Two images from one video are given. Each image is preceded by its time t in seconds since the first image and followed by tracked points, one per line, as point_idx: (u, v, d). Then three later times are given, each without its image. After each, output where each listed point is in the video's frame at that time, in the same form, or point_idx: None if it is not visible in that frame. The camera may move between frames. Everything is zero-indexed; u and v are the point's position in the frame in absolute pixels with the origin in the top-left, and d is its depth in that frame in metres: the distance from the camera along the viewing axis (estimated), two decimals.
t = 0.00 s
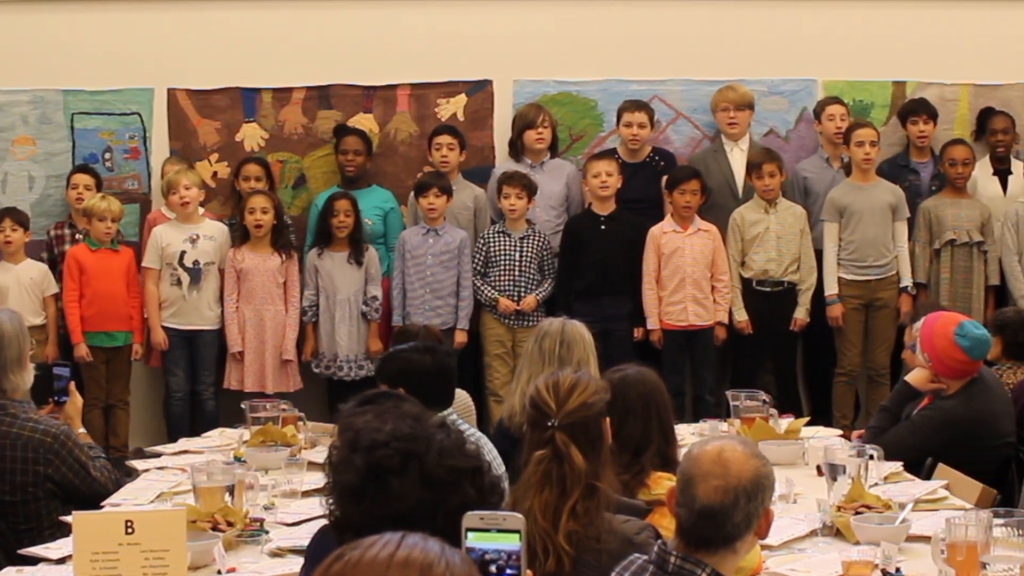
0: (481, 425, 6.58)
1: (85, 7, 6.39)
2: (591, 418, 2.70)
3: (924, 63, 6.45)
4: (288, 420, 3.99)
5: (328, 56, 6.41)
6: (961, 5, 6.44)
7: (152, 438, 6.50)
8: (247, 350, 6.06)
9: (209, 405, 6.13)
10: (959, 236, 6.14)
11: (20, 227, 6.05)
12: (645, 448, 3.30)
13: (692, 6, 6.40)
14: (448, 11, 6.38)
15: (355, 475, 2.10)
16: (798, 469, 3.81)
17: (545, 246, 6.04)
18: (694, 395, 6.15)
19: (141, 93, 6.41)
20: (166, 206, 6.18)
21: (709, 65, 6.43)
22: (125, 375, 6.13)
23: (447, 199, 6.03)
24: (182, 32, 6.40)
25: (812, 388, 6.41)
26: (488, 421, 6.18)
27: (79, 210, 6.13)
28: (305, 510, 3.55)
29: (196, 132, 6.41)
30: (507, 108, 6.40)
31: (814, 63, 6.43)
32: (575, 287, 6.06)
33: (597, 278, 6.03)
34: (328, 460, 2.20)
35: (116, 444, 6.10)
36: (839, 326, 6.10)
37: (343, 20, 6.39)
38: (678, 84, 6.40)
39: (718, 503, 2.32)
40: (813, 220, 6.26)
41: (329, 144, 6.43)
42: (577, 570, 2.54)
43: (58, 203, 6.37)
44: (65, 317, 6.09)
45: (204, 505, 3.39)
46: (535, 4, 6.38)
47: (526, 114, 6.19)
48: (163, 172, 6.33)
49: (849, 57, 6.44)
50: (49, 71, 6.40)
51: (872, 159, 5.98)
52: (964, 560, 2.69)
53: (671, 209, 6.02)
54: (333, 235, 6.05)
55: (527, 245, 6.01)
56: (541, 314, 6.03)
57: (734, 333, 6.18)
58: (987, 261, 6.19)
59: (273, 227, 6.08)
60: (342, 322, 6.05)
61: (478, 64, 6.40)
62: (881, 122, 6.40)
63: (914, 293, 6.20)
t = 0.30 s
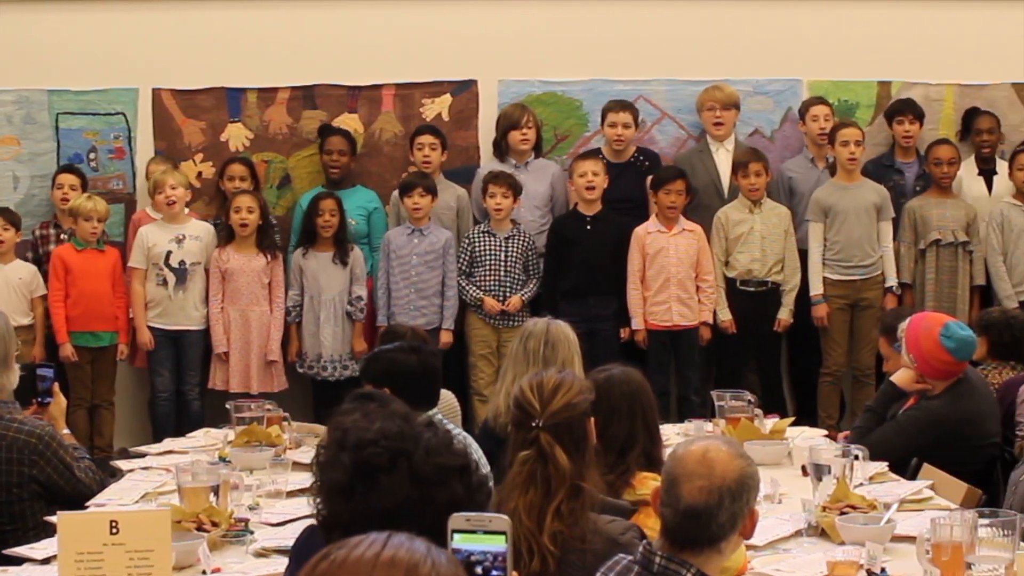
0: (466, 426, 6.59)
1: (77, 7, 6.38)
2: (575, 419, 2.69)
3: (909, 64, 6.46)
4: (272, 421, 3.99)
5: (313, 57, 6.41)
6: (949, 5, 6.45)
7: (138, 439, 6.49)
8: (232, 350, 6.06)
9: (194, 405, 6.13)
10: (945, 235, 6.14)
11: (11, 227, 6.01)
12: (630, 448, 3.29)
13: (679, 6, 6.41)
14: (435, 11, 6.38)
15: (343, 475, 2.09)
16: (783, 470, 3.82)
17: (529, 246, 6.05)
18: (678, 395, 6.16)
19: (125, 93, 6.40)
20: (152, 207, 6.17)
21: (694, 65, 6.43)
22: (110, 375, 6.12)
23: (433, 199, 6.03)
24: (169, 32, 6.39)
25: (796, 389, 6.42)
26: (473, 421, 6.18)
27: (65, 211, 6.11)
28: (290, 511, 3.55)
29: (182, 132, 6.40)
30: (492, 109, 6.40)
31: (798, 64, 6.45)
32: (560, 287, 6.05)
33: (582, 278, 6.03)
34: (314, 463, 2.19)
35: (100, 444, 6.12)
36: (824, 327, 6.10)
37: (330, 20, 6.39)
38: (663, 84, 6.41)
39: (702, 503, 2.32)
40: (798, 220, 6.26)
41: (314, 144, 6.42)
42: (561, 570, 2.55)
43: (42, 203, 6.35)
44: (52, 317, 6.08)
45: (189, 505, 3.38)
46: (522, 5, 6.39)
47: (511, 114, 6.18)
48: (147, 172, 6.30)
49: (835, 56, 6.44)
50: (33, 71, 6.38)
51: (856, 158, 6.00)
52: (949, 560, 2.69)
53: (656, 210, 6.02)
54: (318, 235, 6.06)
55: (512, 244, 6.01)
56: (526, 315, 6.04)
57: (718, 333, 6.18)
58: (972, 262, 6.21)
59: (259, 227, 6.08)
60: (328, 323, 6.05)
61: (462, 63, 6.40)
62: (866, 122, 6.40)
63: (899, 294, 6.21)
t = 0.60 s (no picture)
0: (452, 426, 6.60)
1: (71, 6, 6.37)
2: (560, 419, 2.69)
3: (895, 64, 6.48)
4: (258, 420, 3.99)
5: (298, 57, 6.40)
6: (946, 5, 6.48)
7: (123, 440, 6.48)
8: (217, 350, 6.06)
9: (179, 405, 6.13)
10: (930, 236, 6.14)
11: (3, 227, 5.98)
12: (615, 448, 3.29)
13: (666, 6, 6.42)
14: (421, 11, 6.38)
15: (317, 449, 2.13)
16: (768, 470, 3.81)
17: (514, 245, 6.06)
18: (664, 395, 6.16)
19: (110, 93, 6.39)
20: (138, 207, 6.17)
21: (680, 65, 6.43)
22: (95, 375, 6.11)
23: (417, 198, 6.01)
24: (156, 31, 6.38)
25: (781, 389, 6.44)
26: (458, 421, 6.18)
27: (51, 211, 6.09)
28: (274, 511, 3.55)
29: (166, 132, 6.40)
30: (476, 109, 6.41)
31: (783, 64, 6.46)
32: (545, 287, 6.06)
33: (568, 278, 6.04)
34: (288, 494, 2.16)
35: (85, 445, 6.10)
36: (810, 326, 6.11)
37: (316, 20, 6.39)
38: (648, 84, 6.42)
39: (687, 503, 2.31)
40: (783, 220, 6.27)
41: (298, 144, 6.42)
42: (546, 571, 2.54)
43: (27, 203, 6.32)
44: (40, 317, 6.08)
45: (173, 505, 3.38)
46: (509, 5, 6.39)
47: (497, 114, 6.19)
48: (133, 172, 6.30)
49: (822, 55, 6.46)
50: (17, 70, 6.37)
51: (842, 158, 6.01)
52: (934, 560, 2.69)
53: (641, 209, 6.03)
54: (308, 234, 6.06)
55: (497, 244, 6.02)
56: (510, 316, 6.05)
57: (703, 332, 6.19)
58: (957, 262, 6.23)
59: (245, 227, 6.09)
60: (315, 323, 6.06)
61: (447, 63, 6.40)
62: (851, 122, 6.41)
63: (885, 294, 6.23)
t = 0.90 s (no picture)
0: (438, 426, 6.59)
1: (73, 6, 6.37)
2: (545, 419, 2.69)
3: (879, 63, 6.50)
4: (243, 421, 3.98)
5: (283, 57, 6.40)
6: (948, 5, 6.50)
7: (109, 440, 6.47)
8: (201, 352, 6.06)
9: (165, 405, 6.13)
10: (916, 235, 6.16)
11: None
12: (600, 448, 3.27)
13: (652, 6, 6.43)
14: (406, 11, 6.39)
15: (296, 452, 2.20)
16: (754, 470, 3.81)
17: (499, 246, 6.06)
18: (649, 395, 6.17)
19: (95, 93, 6.38)
20: (124, 207, 6.17)
21: (664, 65, 6.44)
22: (81, 375, 6.11)
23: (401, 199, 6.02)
24: (141, 32, 6.38)
25: (766, 389, 6.45)
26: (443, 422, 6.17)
27: (36, 211, 6.09)
28: (259, 511, 3.55)
29: (151, 132, 6.39)
30: (461, 109, 6.40)
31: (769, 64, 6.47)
32: (530, 287, 6.05)
33: (553, 278, 6.03)
34: (270, 500, 2.20)
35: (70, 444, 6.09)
36: (795, 326, 6.12)
37: (301, 20, 6.39)
38: (632, 84, 6.42)
39: (673, 503, 2.31)
40: (768, 221, 6.29)
41: (283, 144, 6.41)
42: (531, 571, 2.53)
43: (11, 203, 6.33)
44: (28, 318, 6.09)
45: (158, 505, 3.38)
46: (495, 4, 6.40)
47: (481, 114, 6.19)
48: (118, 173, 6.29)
49: (805, 53, 6.48)
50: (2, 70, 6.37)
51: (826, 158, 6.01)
52: (920, 561, 2.69)
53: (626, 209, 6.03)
54: (296, 234, 6.07)
55: (482, 245, 6.03)
56: (495, 316, 6.05)
57: (687, 332, 6.20)
58: (943, 262, 6.24)
59: (230, 228, 6.09)
60: (303, 322, 6.05)
61: (431, 63, 6.40)
62: (836, 122, 6.43)
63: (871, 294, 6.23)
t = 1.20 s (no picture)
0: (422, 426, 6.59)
1: (57, 6, 6.35)
2: (528, 419, 2.69)
3: (865, 63, 6.51)
4: (227, 421, 3.97)
5: (268, 57, 6.40)
6: (945, 4, 6.52)
7: (93, 441, 6.46)
8: (187, 351, 6.06)
9: (150, 406, 6.13)
10: (901, 236, 6.16)
11: None
12: (585, 448, 3.26)
13: (637, 5, 6.43)
14: (391, 10, 6.39)
15: (284, 450, 2.20)
16: (738, 470, 3.82)
17: (483, 245, 6.06)
18: (633, 395, 6.18)
19: (80, 93, 6.37)
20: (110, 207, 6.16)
21: (649, 65, 6.45)
22: (65, 375, 6.10)
23: (385, 199, 6.02)
24: (126, 32, 6.37)
25: (750, 389, 6.46)
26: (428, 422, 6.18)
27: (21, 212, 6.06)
28: (244, 511, 3.54)
29: (136, 131, 6.37)
30: (446, 109, 6.40)
31: (754, 64, 6.48)
32: (513, 288, 6.06)
33: (536, 279, 6.04)
34: (258, 498, 2.21)
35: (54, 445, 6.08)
36: (781, 327, 6.13)
37: (286, 20, 6.39)
38: (617, 84, 6.43)
39: (657, 503, 2.30)
40: (752, 221, 6.30)
41: (267, 144, 6.41)
42: (516, 570, 2.53)
43: None
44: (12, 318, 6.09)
45: (143, 505, 3.36)
46: (481, 4, 6.40)
47: (465, 114, 6.19)
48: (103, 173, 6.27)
49: (789, 50, 6.48)
50: None
51: (811, 158, 5.99)
52: (904, 561, 2.69)
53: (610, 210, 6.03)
54: (281, 234, 6.05)
55: (466, 244, 6.02)
56: (480, 318, 6.05)
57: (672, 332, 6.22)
58: (929, 262, 6.25)
59: (215, 228, 6.09)
60: (291, 322, 6.05)
61: (414, 63, 6.40)
62: (822, 122, 6.43)
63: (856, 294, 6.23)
